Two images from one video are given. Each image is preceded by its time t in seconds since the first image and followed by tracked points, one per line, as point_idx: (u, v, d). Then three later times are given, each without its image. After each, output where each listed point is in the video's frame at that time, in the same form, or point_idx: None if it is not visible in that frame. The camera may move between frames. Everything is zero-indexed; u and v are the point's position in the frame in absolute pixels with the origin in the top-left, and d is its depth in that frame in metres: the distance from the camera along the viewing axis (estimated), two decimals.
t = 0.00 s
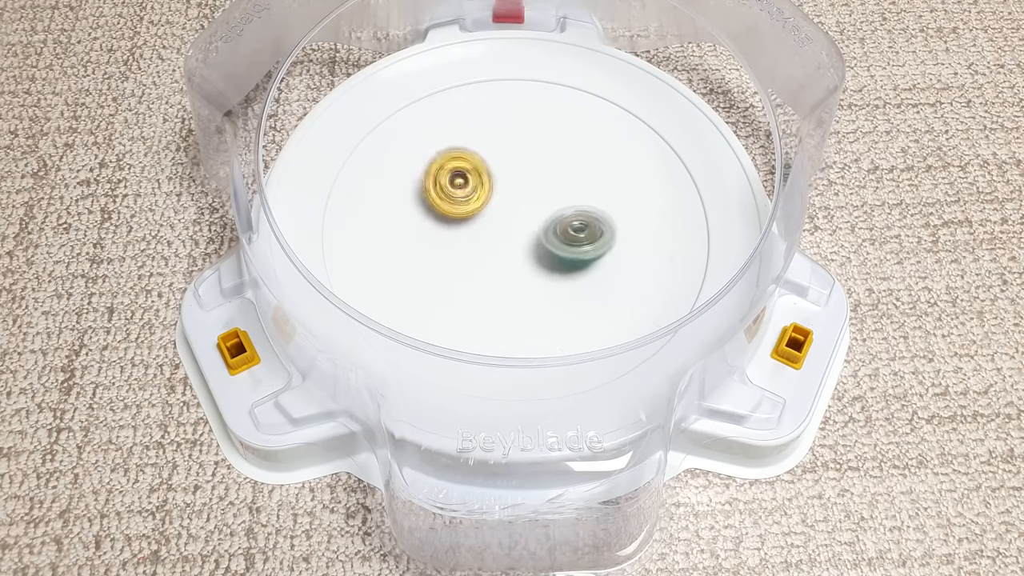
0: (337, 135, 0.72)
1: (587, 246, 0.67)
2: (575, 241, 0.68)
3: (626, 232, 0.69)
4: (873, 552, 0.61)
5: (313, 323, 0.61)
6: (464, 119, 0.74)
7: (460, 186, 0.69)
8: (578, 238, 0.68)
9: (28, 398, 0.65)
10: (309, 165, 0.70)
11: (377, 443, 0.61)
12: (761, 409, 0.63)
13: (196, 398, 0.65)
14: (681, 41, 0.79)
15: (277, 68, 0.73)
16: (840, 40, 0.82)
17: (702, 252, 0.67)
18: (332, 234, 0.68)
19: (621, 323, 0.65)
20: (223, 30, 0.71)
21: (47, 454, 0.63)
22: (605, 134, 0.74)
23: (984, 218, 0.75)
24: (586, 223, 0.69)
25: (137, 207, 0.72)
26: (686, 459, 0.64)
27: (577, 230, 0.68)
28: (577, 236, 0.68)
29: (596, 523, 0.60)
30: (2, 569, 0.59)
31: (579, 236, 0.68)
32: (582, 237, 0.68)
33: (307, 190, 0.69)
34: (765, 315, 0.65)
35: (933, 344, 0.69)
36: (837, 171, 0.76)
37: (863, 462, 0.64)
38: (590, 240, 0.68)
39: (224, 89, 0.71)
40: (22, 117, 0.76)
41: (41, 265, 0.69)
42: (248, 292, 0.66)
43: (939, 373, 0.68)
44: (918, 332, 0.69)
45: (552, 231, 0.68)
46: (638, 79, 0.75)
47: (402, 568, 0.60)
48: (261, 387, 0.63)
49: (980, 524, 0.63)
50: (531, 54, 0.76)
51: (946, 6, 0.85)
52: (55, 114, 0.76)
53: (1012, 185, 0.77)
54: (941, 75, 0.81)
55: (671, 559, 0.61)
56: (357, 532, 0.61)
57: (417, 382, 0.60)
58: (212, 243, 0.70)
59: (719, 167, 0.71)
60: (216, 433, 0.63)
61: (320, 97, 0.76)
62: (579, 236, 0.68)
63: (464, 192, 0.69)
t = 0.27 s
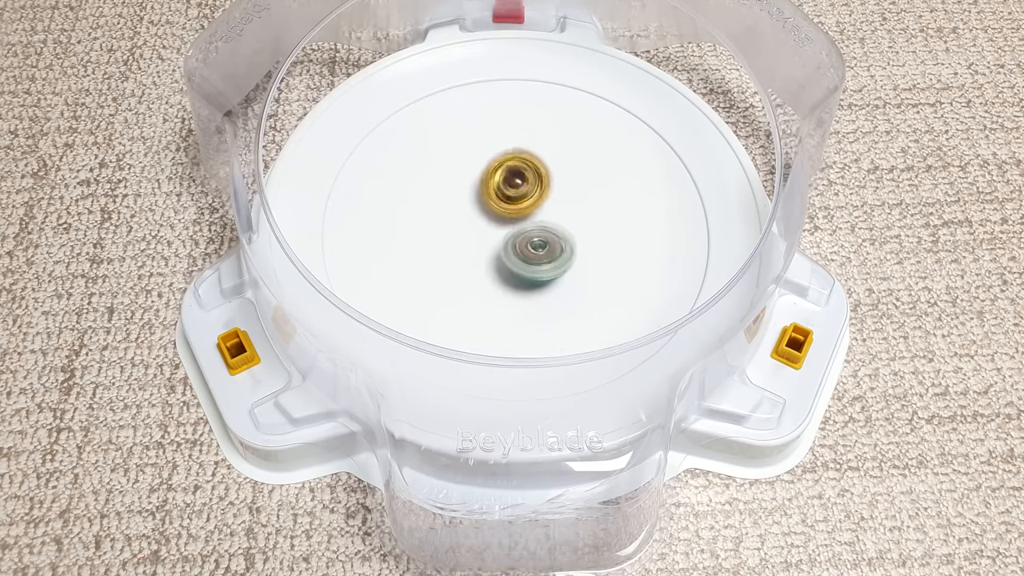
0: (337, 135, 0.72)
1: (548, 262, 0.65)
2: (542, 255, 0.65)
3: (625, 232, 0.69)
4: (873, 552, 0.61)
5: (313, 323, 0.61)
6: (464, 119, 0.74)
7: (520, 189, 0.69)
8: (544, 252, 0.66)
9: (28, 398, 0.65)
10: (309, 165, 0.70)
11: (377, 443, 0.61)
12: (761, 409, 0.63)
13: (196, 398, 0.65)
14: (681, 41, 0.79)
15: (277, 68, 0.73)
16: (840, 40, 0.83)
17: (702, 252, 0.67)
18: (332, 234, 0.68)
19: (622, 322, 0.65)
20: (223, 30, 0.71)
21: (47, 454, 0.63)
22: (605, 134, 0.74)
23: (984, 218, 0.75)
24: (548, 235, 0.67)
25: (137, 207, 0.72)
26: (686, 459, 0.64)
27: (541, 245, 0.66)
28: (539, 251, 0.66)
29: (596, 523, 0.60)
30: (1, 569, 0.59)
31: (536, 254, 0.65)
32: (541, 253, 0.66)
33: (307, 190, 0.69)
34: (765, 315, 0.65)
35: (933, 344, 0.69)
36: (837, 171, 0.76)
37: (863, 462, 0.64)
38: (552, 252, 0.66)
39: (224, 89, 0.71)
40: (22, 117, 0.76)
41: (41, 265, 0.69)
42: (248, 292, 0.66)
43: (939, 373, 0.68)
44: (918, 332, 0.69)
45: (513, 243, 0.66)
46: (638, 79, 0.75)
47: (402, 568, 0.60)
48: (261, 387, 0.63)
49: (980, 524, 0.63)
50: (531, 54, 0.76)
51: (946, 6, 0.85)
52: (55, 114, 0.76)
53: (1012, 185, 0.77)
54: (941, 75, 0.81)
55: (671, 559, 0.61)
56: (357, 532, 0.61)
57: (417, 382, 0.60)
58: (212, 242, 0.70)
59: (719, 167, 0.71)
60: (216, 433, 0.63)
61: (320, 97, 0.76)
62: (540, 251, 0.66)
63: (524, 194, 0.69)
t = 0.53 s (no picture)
0: (337, 135, 0.72)
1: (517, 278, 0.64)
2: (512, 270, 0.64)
3: (626, 232, 0.69)
4: (873, 552, 0.61)
5: (313, 323, 0.61)
6: (464, 119, 0.74)
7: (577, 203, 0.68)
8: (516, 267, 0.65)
9: (28, 398, 0.65)
10: (309, 165, 0.70)
11: (377, 443, 0.61)
12: (762, 409, 0.63)
13: (196, 398, 0.65)
14: (681, 41, 0.79)
15: (277, 68, 0.73)
16: (840, 40, 0.82)
17: (702, 252, 0.67)
18: (332, 234, 0.68)
19: (622, 322, 0.65)
20: (223, 30, 0.71)
21: (47, 454, 0.63)
22: (605, 134, 0.74)
23: (984, 218, 0.75)
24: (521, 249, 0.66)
25: (137, 207, 0.72)
26: (686, 459, 0.64)
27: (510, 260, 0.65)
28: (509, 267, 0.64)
29: (596, 523, 0.60)
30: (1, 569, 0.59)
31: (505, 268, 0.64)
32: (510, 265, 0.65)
33: (307, 189, 0.69)
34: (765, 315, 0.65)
35: (933, 344, 0.69)
36: (837, 171, 0.76)
37: (863, 462, 0.64)
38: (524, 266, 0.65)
39: (224, 89, 0.71)
40: (22, 117, 0.76)
41: (41, 265, 0.69)
42: (248, 292, 0.66)
43: (939, 373, 0.68)
44: (918, 332, 0.69)
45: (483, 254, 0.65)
46: (638, 79, 0.75)
47: (402, 568, 0.60)
48: (261, 387, 0.63)
49: (980, 524, 0.63)
50: (531, 54, 0.76)
51: (945, 6, 0.85)
52: (55, 114, 0.76)
53: (1012, 185, 0.77)
54: (941, 75, 0.81)
55: (671, 559, 0.61)
56: (357, 532, 0.61)
57: (417, 382, 0.60)
58: (212, 243, 0.70)
59: (719, 167, 0.71)
60: (217, 433, 0.63)
61: (320, 97, 0.76)
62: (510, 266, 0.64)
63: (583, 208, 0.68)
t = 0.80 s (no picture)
0: (336, 135, 0.71)
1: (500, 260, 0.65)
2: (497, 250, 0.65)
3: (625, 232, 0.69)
4: (873, 552, 0.61)
5: (313, 323, 0.61)
6: (464, 119, 0.74)
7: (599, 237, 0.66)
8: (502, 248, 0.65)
9: (28, 398, 0.65)
10: (308, 165, 0.70)
11: (377, 443, 0.61)
12: (761, 409, 0.63)
13: (196, 398, 0.65)
14: (681, 41, 0.79)
15: (277, 68, 0.73)
16: (840, 40, 0.82)
17: (702, 252, 0.67)
18: (332, 233, 0.68)
19: (622, 322, 0.65)
20: (223, 30, 0.71)
21: (47, 454, 0.63)
22: (605, 134, 0.74)
23: (984, 218, 0.75)
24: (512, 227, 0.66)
25: (137, 207, 0.72)
26: (686, 459, 0.64)
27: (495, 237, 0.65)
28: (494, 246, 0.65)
29: (596, 523, 0.60)
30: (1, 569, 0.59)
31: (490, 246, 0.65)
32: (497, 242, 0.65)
33: (307, 189, 0.69)
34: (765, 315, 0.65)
35: (933, 344, 0.69)
36: (837, 171, 0.76)
37: (863, 462, 0.64)
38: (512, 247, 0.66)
39: (224, 89, 0.71)
40: (22, 117, 0.76)
41: (41, 265, 0.69)
42: (248, 292, 0.66)
43: (939, 373, 0.68)
44: (918, 332, 0.69)
45: (469, 228, 0.66)
46: (638, 79, 0.75)
47: (402, 568, 0.60)
48: (261, 387, 0.63)
49: (980, 524, 0.63)
50: (531, 54, 0.76)
51: (946, 6, 0.85)
52: (55, 114, 0.76)
53: (1012, 185, 0.77)
54: (941, 75, 0.81)
55: (671, 559, 0.61)
56: (357, 532, 0.61)
57: (417, 382, 0.60)
58: (212, 243, 0.70)
59: (719, 167, 0.71)
60: (216, 433, 0.63)
61: (320, 97, 0.76)
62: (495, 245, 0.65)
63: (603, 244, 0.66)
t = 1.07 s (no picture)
0: (337, 135, 0.71)
1: (501, 229, 0.67)
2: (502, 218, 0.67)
3: (626, 232, 0.69)
4: (873, 552, 0.61)
5: (313, 323, 0.61)
6: (464, 119, 0.74)
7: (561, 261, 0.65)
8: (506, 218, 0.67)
9: (28, 398, 0.65)
10: (308, 165, 0.70)
11: (377, 443, 0.61)
12: (761, 409, 0.63)
13: (196, 398, 0.65)
14: (681, 41, 0.79)
15: (277, 68, 0.73)
16: (840, 40, 0.82)
17: (702, 252, 0.67)
18: (332, 233, 0.68)
19: (622, 321, 0.65)
20: (223, 30, 0.71)
21: (47, 454, 0.63)
22: (605, 134, 0.74)
23: (984, 218, 0.75)
24: (521, 201, 0.68)
25: (137, 207, 0.72)
26: (686, 459, 0.64)
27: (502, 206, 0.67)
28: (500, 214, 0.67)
29: (596, 523, 0.60)
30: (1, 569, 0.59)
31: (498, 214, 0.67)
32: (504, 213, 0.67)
33: (307, 189, 0.69)
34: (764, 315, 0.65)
35: (933, 344, 0.69)
36: (837, 171, 0.76)
37: (863, 462, 0.64)
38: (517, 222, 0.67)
39: (224, 89, 0.71)
40: (22, 117, 0.76)
41: (41, 265, 0.69)
42: (248, 292, 0.66)
43: (939, 373, 0.68)
44: (918, 332, 0.69)
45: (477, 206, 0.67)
46: (638, 79, 0.75)
47: (402, 568, 0.60)
48: (261, 387, 0.63)
49: (980, 524, 0.63)
50: (531, 54, 0.76)
51: (946, 6, 0.85)
52: (55, 114, 0.76)
53: (1012, 185, 0.77)
54: (941, 75, 0.81)
55: (671, 559, 0.61)
56: (357, 532, 0.61)
57: (417, 382, 0.60)
58: (212, 243, 0.70)
59: (719, 167, 0.71)
60: (216, 433, 0.63)
61: (320, 97, 0.76)
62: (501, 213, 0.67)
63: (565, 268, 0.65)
